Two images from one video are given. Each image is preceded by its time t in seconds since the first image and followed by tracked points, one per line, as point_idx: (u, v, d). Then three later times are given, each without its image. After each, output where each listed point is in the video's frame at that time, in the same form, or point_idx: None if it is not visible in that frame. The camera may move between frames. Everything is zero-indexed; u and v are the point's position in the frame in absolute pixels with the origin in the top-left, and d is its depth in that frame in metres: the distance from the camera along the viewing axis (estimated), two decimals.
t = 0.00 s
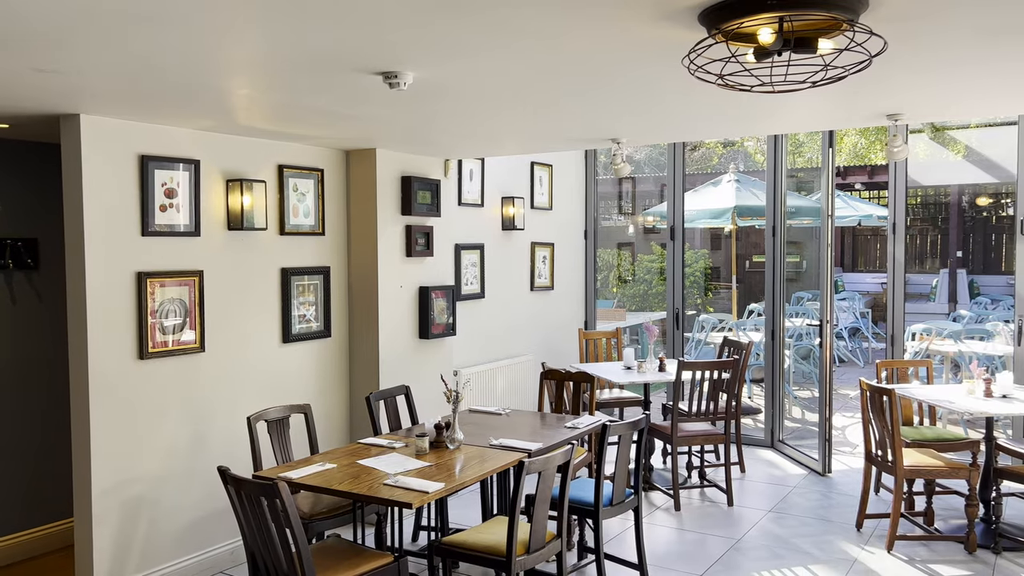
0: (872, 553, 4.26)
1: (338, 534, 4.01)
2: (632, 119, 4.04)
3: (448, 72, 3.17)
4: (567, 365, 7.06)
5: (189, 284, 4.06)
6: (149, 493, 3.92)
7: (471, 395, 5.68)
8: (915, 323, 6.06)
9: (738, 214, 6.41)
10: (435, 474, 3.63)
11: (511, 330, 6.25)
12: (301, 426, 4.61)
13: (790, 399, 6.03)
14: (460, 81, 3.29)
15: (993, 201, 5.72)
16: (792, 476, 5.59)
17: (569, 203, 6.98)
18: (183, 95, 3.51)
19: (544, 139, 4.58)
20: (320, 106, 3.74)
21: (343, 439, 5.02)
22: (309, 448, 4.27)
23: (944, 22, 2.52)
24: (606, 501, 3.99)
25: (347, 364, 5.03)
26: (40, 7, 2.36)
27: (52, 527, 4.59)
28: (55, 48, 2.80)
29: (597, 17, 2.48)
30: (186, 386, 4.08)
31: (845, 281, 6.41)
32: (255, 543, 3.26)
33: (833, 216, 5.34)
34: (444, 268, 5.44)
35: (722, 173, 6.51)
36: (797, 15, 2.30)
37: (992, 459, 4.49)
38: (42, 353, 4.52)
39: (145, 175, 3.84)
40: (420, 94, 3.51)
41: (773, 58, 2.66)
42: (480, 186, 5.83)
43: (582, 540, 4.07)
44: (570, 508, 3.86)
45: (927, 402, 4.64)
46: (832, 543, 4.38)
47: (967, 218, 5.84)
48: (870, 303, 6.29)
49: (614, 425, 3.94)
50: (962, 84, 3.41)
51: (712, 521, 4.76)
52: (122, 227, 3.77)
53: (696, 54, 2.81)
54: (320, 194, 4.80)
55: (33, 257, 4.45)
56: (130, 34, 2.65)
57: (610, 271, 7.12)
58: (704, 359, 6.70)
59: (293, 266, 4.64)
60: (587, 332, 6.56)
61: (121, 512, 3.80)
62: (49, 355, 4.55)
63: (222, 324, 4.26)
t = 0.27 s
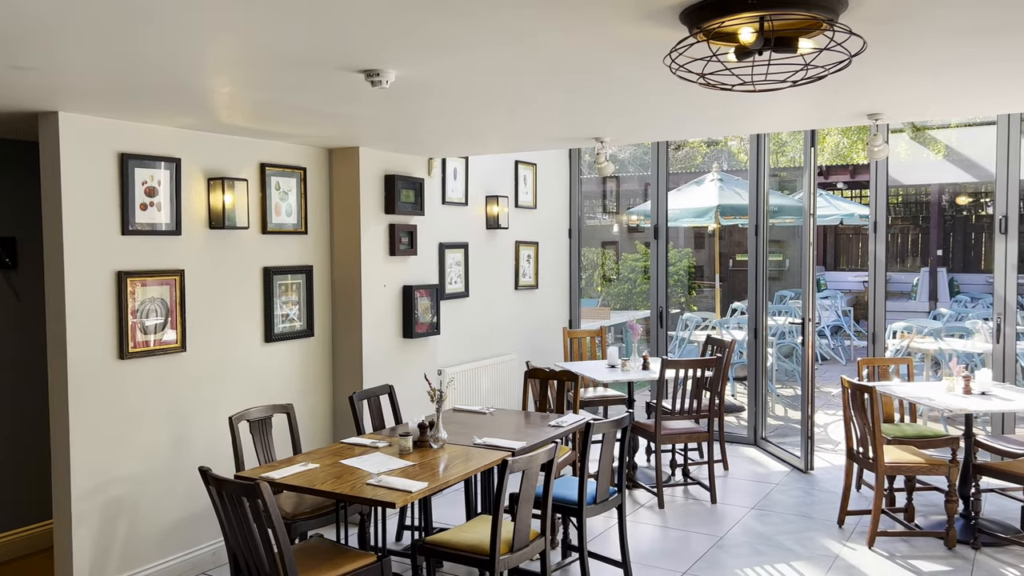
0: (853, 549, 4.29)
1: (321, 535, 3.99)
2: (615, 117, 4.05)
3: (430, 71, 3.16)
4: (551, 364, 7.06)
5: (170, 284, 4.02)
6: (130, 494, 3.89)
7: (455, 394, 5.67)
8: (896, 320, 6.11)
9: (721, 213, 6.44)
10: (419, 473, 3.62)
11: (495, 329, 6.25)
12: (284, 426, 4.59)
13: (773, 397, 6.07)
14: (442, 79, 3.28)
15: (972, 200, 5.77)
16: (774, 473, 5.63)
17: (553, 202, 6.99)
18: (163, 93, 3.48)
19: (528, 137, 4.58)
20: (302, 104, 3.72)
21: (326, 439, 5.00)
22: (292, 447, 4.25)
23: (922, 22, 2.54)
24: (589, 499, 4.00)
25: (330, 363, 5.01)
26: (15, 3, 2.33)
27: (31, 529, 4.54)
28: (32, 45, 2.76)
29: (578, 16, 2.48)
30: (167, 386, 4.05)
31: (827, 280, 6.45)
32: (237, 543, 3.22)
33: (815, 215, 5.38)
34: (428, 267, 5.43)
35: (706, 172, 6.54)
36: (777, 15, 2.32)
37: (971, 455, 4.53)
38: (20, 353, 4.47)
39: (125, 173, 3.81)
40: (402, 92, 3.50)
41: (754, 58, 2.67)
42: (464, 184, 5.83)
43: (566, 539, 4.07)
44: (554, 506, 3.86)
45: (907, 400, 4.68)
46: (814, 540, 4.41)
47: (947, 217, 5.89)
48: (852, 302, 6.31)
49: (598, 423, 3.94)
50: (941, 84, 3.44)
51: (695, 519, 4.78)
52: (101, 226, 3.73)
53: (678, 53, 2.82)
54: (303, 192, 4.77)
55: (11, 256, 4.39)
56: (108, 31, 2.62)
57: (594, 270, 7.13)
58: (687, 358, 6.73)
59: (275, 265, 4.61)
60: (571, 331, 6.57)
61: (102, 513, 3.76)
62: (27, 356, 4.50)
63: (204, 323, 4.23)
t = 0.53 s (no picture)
0: (835, 546, 4.32)
1: (303, 535, 3.98)
2: (597, 117, 4.06)
3: (413, 69, 3.14)
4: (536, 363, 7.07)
5: (150, 283, 3.99)
6: (110, 495, 3.85)
7: (439, 393, 5.67)
8: (877, 319, 6.16)
9: (704, 213, 6.47)
10: (402, 473, 3.61)
11: (480, 328, 6.25)
12: (266, 426, 4.56)
13: (755, 395, 6.10)
14: (424, 77, 3.27)
15: (952, 200, 5.83)
16: (757, 471, 5.66)
17: (537, 201, 6.99)
18: (143, 90, 3.44)
19: (511, 136, 4.58)
20: (284, 103, 3.69)
21: (309, 439, 4.97)
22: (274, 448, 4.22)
23: (902, 22, 2.56)
24: (573, 498, 4.00)
25: (314, 363, 4.98)
26: None
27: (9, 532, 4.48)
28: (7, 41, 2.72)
29: (560, 14, 2.48)
30: (147, 387, 4.01)
31: (809, 278, 6.83)
32: (219, 545, 3.19)
33: (797, 214, 5.41)
34: (411, 266, 5.41)
35: (689, 172, 6.57)
36: (758, 14, 2.33)
37: (951, 452, 4.57)
38: None
39: (104, 172, 3.76)
40: (385, 91, 3.48)
41: (735, 57, 2.67)
42: (448, 183, 5.82)
43: (550, 538, 4.07)
44: (538, 505, 3.86)
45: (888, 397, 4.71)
46: (796, 537, 4.44)
47: (927, 217, 5.94)
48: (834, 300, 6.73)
49: (581, 422, 3.95)
50: (921, 84, 3.46)
51: (679, 517, 4.80)
52: (80, 225, 3.69)
53: (660, 52, 2.82)
54: (285, 191, 4.74)
55: None
56: (86, 28, 2.59)
57: (578, 269, 7.14)
58: (671, 356, 6.76)
59: (257, 265, 4.58)
60: (555, 330, 6.58)
61: (81, 515, 3.72)
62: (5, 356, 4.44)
63: (184, 323, 4.19)
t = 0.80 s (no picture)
0: (817, 543, 4.35)
1: (286, 536, 3.96)
2: (580, 116, 4.06)
3: (395, 68, 3.13)
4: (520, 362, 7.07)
5: (130, 283, 3.95)
6: (90, 497, 3.81)
7: (423, 393, 5.66)
8: (858, 318, 6.22)
9: (687, 212, 6.50)
10: (385, 473, 3.59)
11: (463, 327, 6.24)
12: (248, 426, 4.53)
13: (738, 394, 6.14)
14: (407, 76, 3.26)
15: (932, 199, 5.89)
16: (740, 469, 5.70)
17: (521, 200, 6.99)
18: (122, 89, 3.41)
19: (494, 136, 4.58)
20: (266, 101, 3.67)
21: (292, 439, 4.95)
22: (257, 448, 4.20)
23: (881, 23, 2.57)
24: (557, 497, 4.00)
25: (296, 362, 4.96)
26: None
27: None
28: None
29: (543, 14, 2.48)
30: (128, 387, 3.97)
31: (791, 278, 6.61)
32: (199, 545, 3.15)
33: (779, 213, 5.44)
34: (395, 266, 5.40)
35: (672, 171, 6.59)
36: (739, 15, 2.34)
37: (931, 449, 4.62)
38: None
39: (83, 170, 3.72)
40: (367, 89, 3.47)
41: (717, 57, 2.69)
42: (431, 182, 5.81)
43: (533, 537, 4.07)
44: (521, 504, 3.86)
45: (869, 396, 4.75)
46: (779, 535, 4.47)
47: (908, 216, 6.00)
48: (815, 299, 6.51)
49: (565, 421, 3.95)
50: (901, 85, 3.50)
51: (662, 515, 4.82)
52: (58, 224, 3.64)
53: (641, 52, 2.82)
54: (267, 189, 4.72)
55: None
56: (64, 25, 2.56)
57: (562, 268, 7.14)
58: (654, 355, 6.78)
59: (239, 264, 4.55)
60: (539, 329, 6.58)
61: (61, 517, 3.68)
62: None
63: (165, 323, 4.15)
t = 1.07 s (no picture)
0: (798, 541, 4.38)
1: (268, 537, 3.93)
2: (563, 116, 4.07)
3: (377, 67, 3.12)
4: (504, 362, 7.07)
5: (110, 283, 3.91)
6: (68, 499, 3.77)
7: (406, 393, 5.64)
8: (839, 317, 6.26)
9: (670, 212, 6.53)
10: (368, 474, 3.58)
11: (447, 327, 6.23)
12: (229, 427, 4.50)
13: (721, 393, 6.17)
14: (389, 76, 3.25)
15: (912, 200, 5.95)
16: (722, 467, 5.73)
17: (505, 200, 6.99)
18: (101, 87, 3.37)
19: (478, 136, 4.58)
20: (246, 100, 3.64)
21: (274, 441, 4.92)
22: (238, 449, 4.17)
23: (861, 25, 2.60)
24: (540, 496, 4.00)
25: (278, 363, 4.93)
26: None
27: None
28: None
29: (525, 14, 2.48)
30: (107, 388, 3.93)
31: (774, 277, 6.92)
32: (179, 546, 3.11)
33: (761, 214, 5.48)
34: (378, 265, 5.38)
35: (655, 171, 6.62)
36: (720, 16, 2.35)
37: (910, 447, 4.67)
38: None
39: (61, 169, 3.68)
40: (349, 89, 3.45)
41: (698, 57, 2.70)
42: (415, 182, 5.80)
43: (517, 536, 4.07)
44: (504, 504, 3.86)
45: (849, 395, 4.79)
46: (760, 533, 4.50)
47: (888, 216, 6.05)
48: (796, 298, 6.87)
49: (548, 421, 3.95)
50: (880, 86, 3.53)
51: (645, 514, 4.84)
52: (36, 223, 3.60)
53: (623, 53, 2.83)
54: (248, 189, 4.69)
55: None
56: (40, 22, 2.52)
57: (546, 268, 7.15)
58: (638, 355, 6.81)
59: (220, 264, 4.52)
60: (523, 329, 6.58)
61: (38, 520, 3.64)
62: None
63: (145, 324, 4.12)
